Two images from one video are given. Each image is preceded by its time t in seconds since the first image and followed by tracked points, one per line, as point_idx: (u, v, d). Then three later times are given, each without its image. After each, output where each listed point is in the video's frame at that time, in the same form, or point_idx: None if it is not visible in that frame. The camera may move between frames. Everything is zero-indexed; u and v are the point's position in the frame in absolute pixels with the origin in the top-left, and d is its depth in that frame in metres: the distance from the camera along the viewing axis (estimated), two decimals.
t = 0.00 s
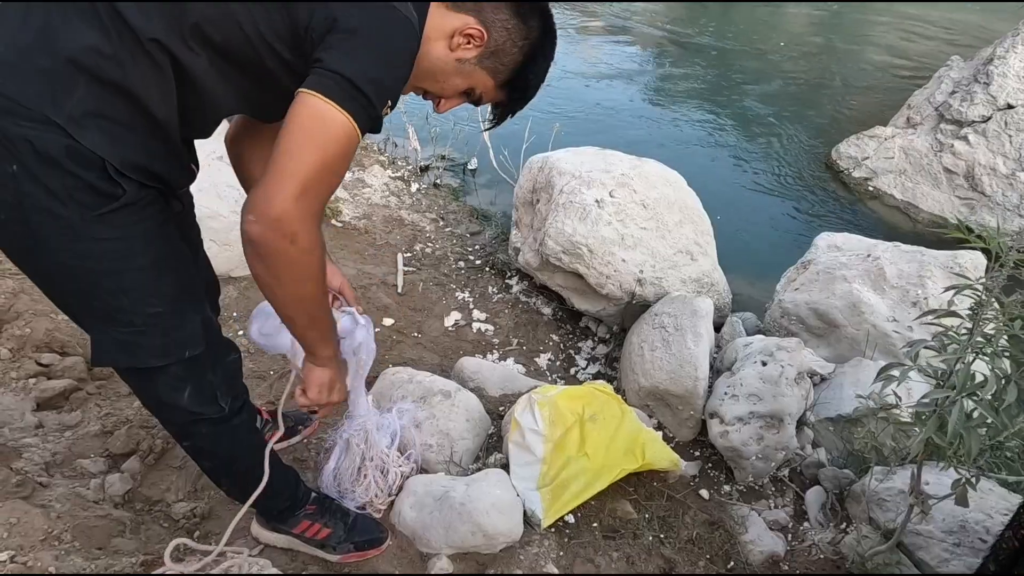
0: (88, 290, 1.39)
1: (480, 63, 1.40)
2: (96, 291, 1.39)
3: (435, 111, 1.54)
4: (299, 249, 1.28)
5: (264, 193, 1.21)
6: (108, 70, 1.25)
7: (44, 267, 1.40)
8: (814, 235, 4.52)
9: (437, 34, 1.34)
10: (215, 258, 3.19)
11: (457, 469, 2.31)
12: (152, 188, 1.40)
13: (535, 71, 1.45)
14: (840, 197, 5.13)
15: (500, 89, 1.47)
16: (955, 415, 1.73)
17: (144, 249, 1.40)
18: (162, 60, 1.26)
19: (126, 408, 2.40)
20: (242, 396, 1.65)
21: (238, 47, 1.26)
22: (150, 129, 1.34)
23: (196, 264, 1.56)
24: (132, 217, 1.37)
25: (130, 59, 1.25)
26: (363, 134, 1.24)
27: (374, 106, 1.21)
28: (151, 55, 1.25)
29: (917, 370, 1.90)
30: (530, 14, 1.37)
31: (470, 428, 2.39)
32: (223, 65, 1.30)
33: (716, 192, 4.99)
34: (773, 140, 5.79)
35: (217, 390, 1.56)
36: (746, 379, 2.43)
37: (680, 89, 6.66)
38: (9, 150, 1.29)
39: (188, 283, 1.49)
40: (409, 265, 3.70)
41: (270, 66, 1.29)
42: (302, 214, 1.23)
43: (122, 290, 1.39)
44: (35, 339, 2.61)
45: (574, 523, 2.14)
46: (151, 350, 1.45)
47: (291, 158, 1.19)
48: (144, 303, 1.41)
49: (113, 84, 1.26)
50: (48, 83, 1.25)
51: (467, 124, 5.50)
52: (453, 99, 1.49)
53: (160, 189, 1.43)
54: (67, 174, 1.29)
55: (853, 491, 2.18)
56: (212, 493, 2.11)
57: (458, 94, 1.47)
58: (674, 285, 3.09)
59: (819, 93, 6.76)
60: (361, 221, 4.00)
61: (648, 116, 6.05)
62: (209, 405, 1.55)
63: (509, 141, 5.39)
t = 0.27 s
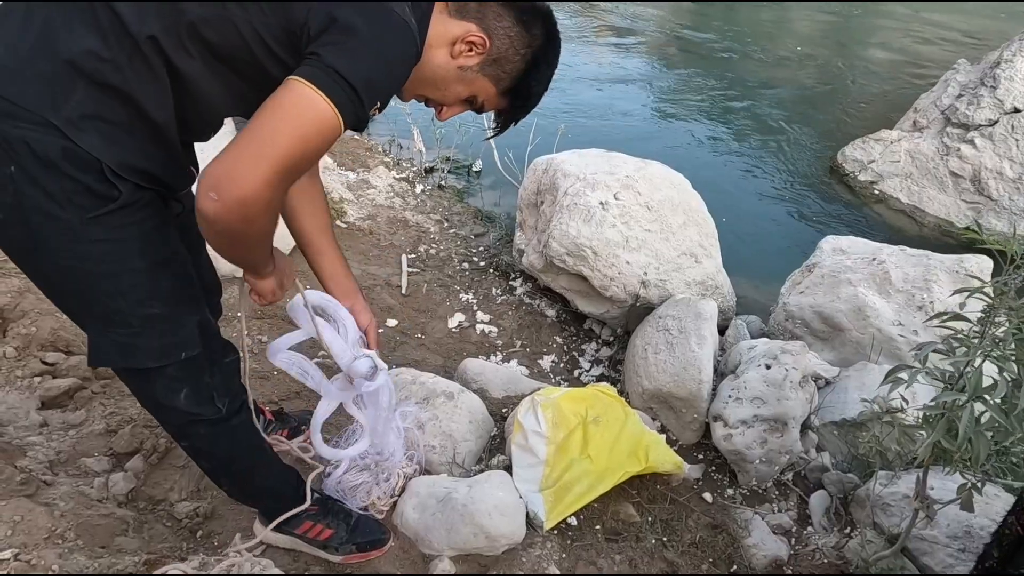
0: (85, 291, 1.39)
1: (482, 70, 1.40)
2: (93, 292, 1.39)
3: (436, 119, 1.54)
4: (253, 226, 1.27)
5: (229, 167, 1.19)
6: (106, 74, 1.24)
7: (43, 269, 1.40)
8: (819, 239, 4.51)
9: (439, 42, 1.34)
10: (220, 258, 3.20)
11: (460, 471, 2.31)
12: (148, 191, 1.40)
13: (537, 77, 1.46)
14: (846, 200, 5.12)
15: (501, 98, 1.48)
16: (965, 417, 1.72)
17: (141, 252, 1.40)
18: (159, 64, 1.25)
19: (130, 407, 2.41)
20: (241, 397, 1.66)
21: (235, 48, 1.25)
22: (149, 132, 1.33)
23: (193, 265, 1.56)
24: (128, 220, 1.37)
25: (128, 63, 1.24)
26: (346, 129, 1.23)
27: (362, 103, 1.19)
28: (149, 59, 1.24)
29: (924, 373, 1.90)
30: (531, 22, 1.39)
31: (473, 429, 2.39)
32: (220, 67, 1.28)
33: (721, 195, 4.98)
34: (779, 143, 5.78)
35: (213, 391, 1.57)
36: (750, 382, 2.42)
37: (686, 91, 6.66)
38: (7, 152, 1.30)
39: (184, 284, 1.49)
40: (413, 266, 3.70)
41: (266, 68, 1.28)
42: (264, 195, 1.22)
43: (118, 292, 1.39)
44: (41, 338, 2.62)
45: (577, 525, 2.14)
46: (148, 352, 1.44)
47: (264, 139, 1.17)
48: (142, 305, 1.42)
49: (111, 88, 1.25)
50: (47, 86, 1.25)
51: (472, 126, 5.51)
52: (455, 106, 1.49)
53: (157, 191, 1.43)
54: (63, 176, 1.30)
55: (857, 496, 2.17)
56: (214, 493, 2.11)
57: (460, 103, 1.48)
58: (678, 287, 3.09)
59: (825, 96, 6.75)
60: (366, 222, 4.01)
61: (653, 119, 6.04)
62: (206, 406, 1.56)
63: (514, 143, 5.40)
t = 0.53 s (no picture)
0: (81, 289, 1.40)
1: (484, 65, 1.40)
2: (89, 291, 1.39)
3: (442, 117, 1.55)
4: (217, 219, 1.27)
5: (194, 156, 1.20)
6: (102, 73, 1.24)
7: (39, 267, 1.40)
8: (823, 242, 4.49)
9: (439, 36, 1.34)
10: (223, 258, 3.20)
11: (460, 472, 2.31)
12: (144, 189, 1.40)
13: (544, 70, 1.45)
14: (850, 204, 5.10)
15: (506, 93, 1.47)
16: (964, 414, 1.70)
17: (136, 250, 1.40)
18: (153, 65, 1.25)
19: (131, 406, 2.41)
20: (239, 396, 1.65)
21: (227, 50, 1.24)
22: (144, 132, 1.33)
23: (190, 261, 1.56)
24: (123, 218, 1.37)
25: (122, 63, 1.23)
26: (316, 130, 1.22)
27: (334, 103, 1.18)
28: (143, 60, 1.24)
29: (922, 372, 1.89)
30: (535, 13, 1.37)
31: (473, 431, 2.39)
32: (215, 70, 1.27)
33: (725, 198, 4.97)
34: (783, 147, 5.77)
35: (209, 389, 1.58)
36: (752, 386, 2.42)
37: (690, 94, 6.65)
38: (4, 150, 1.30)
39: (180, 282, 1.49)
40: (416, 267, 3.70)
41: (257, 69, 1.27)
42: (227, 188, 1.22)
43: (114, 290, 1.40)
44: (43, 336, 2.63)
45: (577, 527, 2.13)
46: (143, 350, 1.44)
47: (233, 134, 1.18)
48: (138, 303, 1.42)
49: (106, 88, 1.25)
50: (42, 85, 1.25)
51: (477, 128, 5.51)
52: (460, 103, 1.49)
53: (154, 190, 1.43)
54: (59, 175, 1.30)
55: (859, 501, 2.16)
56: (215, 492, 2.11)
57: (464, 99, 1.48)
58: (680, 290, 3.08)
59: (830, 100, 6.74)
60: (369, 223, 4.01)
61: (658, 121, 6.04)
62: (203, 404, 1.56)
63: (518, 145, 5.40)
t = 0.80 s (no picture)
0: (91, 289, 1.40)
1: (496, 80, 1.40)
2: (99, 290, 1.40)
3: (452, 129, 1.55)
4: (226, 217, 1.33)
5: (207, 156, 1.24)
6: (114, 75, 1.24)
7: (50, 266, 1.41)
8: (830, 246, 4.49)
9: (452, 50, 1.35)
10: (231, 257, 3.21)
11: (468, 473, 2.31)
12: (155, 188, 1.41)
13: (556, 88, 1.45)
14: (857, 208, 5.09)
15: (517, 108, 1.47)
16: (979, 431, 1.71)
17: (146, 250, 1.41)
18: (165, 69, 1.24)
19: (140, 405, 2.42)
20: (247, 396, 1.65)
21: (239, 54, 1.24)
22: (155, 133, 1.33)
23: (199, 259, 1.57)
24: (133, 218, 1.38)
25: (135, 65, 1.23)
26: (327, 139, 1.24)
27: (344, 114, 1.20)
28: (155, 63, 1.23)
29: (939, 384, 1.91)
30: (549, 31, 1.37)
31: (480, 432, 2.39)
32: (227, 75, 1.28)
33: (732, 201, 4.96)
34: (790, 150, 5.76)
35: (217, 390, 1.56)
36: (760, 390, 2.41)
37: (697, 97, 6.64)
38: (18, 148, 1.31)
39: (189, 282, 1.49)
40: (423, 268, 3.70)
41: (267, 74, 1.27)
42: (237, 190, 1.27)
43: (123, 289, 1.40)
44: (52, 334, 2.64)
45: (585, 530, 2.13)
46: (151, 350, 1.45)
47: (240, 134, 1.20)
48: (145, 304, 1.42)
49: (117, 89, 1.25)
50: (54, 85, 1.26)
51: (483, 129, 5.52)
52: (470, 117, 1.50)
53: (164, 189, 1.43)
54: (71, 175, 1.31)
55: (868, 506, 2.15)
56: (222, 491, 2.12)
57: (475, 112, 1.48)
58: (688, 293, 3.08)
59: (837, 103, 6.73)
60: (376, 224, 4.02)
61: (664, 123, 6.03)
62: (209, 405, 1.55)
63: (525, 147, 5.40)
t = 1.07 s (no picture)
0: (124, 289, 1.43)
1: (523, 78, 1.43)
2: (132, 290, 1.43)
3: (478, 129, 1.58)
4: (232, 206, 1.28)
5: (220, 137, 1.22)
6: (153, 80, 1.26)
7: (84, 267, 1.44)
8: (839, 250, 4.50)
9: (480, 49, 1.37)
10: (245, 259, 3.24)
11: (481, 475, 2.33)
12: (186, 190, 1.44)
13: (582, 86, 1.48)
14: (865, 212, 5.10)
15: (543, 106, 1.50)
16: (992, 432, 1.73)
17: (177, 251, 1.44)
18: (200, 73, 1.27)
19: (157, 404, 2.45)
20: (269, 396, 1.68)
21: (271, 56, 1.27)
22: (188, 136, 1.35)
23: (226, 260, 1.60)
24: (166, 221, 1.42)
25: (172, 69, 1.26)
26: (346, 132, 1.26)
27: (368, 102, 1.21)
28: (192, 68, 1.27)
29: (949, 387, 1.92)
30: (576, 29, 1.41)
31: (493, 434, 2.41)
32: (259, 77, 1.31)
33: (740, 204, 4.98)
34: (798, 153, 5.77)
35: (244, 390, 1.60)
36: (771, 393, 2.43)
37: (705, 100, 6.66)
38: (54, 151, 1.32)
39: (217, 283, 1.53)
40: (433, 270, 3.73)
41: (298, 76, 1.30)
42: (248, 175, 1.24)
43: (155, 290, 1.43)
44: (71, 335, 2.68)
45: (597, 531, 2.15)
46: (181, 350, 1.48)
47: (262, 116, 1.20)
48: (176, 305, 1.46)
49: (156, 94, 1.28)
50: (93, 89, 1.27)
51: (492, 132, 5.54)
52: (497, 115, 1.52)
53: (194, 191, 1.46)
54: (108, 178, 1.33)
55: (879, 509, 2.17)
56: (239, 491, 2.15)
57: (502, 111, 1.51)
58: (698, 296, 3.10)
59: (845, 106, 6.74)
60: (387, 226, 4.05)
61: (672, 127, 6.05)
62: (236, 404, 1.59)
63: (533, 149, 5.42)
